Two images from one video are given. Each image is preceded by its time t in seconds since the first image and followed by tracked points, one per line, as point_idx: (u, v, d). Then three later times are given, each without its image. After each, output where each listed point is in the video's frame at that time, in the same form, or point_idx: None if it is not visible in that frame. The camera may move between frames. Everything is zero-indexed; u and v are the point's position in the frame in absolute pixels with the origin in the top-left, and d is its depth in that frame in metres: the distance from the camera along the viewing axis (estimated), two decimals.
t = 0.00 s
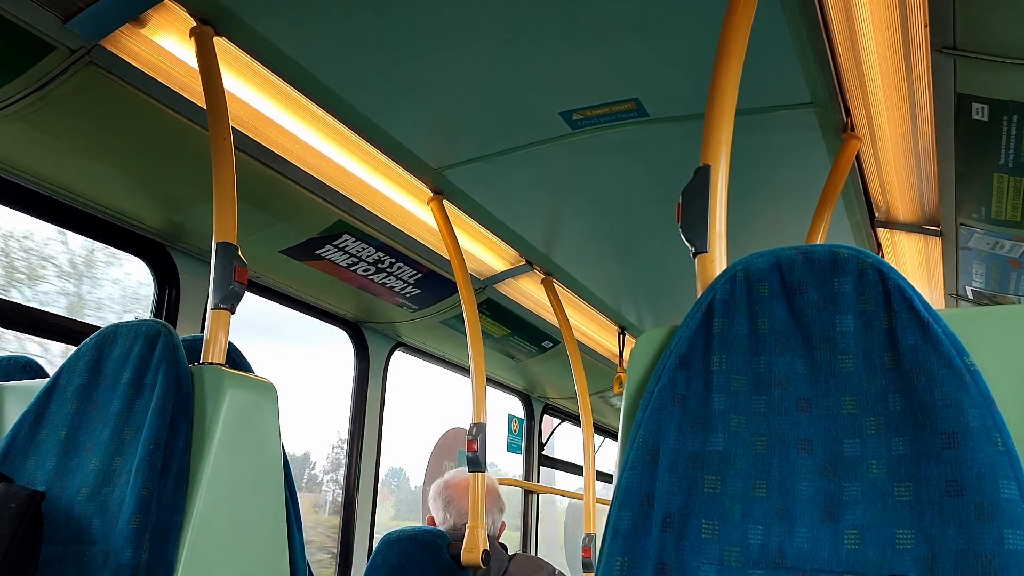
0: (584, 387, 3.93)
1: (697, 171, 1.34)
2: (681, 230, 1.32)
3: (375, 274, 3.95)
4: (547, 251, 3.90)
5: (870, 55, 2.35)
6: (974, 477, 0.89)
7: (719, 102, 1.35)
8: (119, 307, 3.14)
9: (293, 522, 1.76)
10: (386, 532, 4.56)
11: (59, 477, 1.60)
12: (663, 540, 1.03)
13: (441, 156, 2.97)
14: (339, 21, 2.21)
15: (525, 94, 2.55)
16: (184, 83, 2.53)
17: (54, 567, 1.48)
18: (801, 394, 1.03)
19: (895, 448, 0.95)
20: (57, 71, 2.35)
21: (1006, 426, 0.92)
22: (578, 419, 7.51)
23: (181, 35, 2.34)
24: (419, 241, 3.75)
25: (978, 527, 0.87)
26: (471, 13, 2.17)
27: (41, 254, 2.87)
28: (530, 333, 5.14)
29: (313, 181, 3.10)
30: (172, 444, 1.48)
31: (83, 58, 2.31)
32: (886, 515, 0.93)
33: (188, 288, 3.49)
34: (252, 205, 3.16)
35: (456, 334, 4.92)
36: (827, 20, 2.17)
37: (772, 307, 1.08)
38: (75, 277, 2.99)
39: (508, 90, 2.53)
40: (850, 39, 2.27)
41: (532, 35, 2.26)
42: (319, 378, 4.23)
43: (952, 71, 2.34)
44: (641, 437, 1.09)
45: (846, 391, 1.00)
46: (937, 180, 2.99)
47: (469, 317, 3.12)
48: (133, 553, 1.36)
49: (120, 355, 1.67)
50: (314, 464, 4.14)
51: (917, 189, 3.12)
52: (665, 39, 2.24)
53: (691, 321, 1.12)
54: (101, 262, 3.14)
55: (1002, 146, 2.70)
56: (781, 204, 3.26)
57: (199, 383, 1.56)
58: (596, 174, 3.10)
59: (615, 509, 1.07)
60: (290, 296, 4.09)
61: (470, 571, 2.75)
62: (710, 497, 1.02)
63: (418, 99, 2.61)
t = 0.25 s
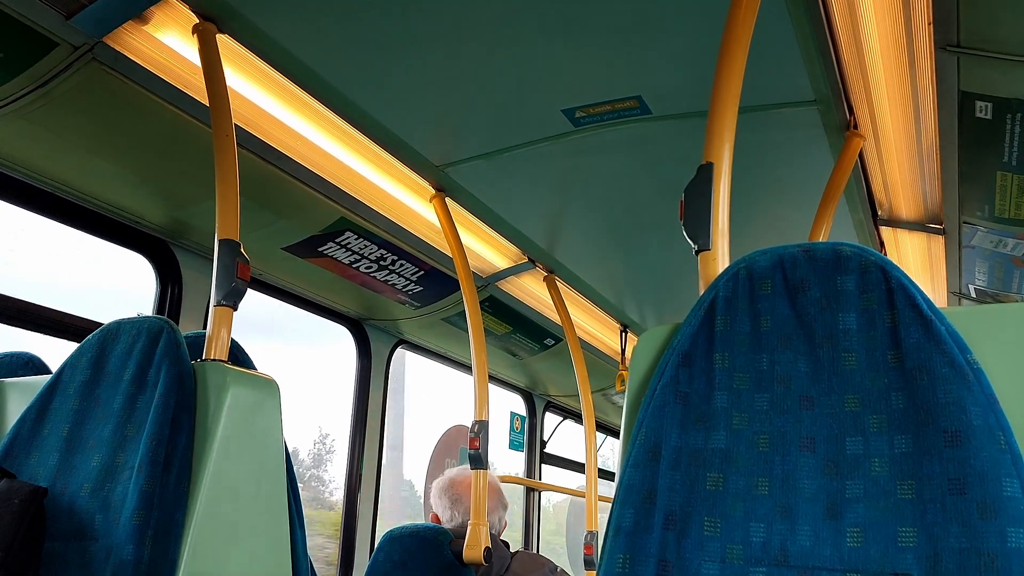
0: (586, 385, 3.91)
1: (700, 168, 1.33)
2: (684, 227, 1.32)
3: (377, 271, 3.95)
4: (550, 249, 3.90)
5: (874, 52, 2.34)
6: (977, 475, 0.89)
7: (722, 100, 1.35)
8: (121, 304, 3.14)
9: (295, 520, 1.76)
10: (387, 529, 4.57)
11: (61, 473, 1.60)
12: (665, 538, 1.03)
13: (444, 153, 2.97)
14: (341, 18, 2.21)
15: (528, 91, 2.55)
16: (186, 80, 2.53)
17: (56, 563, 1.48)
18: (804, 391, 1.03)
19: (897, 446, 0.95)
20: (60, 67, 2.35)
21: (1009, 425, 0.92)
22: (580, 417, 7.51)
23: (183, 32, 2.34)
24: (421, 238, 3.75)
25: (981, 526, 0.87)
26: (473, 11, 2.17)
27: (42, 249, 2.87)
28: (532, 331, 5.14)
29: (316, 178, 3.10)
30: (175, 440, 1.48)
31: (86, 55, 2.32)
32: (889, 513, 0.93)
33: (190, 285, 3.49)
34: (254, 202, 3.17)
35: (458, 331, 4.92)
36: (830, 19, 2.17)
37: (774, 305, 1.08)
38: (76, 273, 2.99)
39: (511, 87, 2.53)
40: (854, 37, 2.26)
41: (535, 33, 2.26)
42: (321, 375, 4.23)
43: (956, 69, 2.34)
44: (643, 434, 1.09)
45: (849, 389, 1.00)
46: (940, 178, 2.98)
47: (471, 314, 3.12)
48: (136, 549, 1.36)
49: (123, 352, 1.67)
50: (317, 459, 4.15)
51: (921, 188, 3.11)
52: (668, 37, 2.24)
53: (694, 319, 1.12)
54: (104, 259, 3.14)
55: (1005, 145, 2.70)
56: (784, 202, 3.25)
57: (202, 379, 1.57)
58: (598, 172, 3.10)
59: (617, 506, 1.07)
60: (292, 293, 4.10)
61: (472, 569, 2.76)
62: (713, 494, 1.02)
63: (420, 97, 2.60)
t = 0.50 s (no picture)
0: (587, 387, 3.88)
1: (701, 171, 1.34)
2: (684, 229, 1.33)
3: (378, 272, 3.96)
4: (551, 250, 3.90)
5: (875, 54, 2.34)
6: (976, 478, 0.89)
7: (724, 102, 1.35)
8: (122, 304, 3.15)
9: (295, 520, 1.76)
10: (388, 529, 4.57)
11: (62, 473, 1.61)
12: (664, 540, 1.03)
13: (446, 154, 2.97)
14: (343, 19, 2.21)
15: (529, 93, 2.55)
16: (188, 81, 2.54)
17: (55, 563, 1.49)
18: (803, 394, 1.03)
19: (896, 449, 0.95)
20: (62, 68, 2.35)
21: (1008, 428, 0.92)
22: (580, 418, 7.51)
23: (185, 33, 2.35)
24: (422, 239, 3.75)
25: (980, 529, 0.87)
26: (476, 12, 2.18)
27: (44, 249, 2.88)
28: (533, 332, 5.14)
29: (317, 179, 3.10)
30: (175, 441, 1.49)
31: (88, 55, 2.32)
32: (888, 516, 0.93)
33: (192, 285, 3.50)
34: (256, 202, 3.17)
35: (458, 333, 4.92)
36: (832, 21, 2.17)
37: (774, 308, 1.08)
38: (77, 273, 2.99)
39: (512, 89, 2.53)
40: (855, 39, 2.26)
41: (537, 34, 2.26)
42: (322, 375, 4.23)
43: (958, 72, 2.33)
44: (643, 436, 1.09)
45: (849, 391, 1.00)
46: (941, 181, 2.98)
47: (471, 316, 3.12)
48: (136, 549, 1.37)
49: (124, 352, 1.68)
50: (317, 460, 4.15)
51: (922, 191, 3.11)
52: (670, 39, 2.24)
53: (693, 321, 1.12)
54: (105, 259, 3.15)
55: (1007, 148, 2.69)
56: (786, 204, 3.25)
57: (202, 379, 1.57)
58: (600, 174, 3.11)
59: (616, 508, 1.07)
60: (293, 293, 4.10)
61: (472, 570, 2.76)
62: (712, 497, 1.02)
63: (422, 98, 2.61)
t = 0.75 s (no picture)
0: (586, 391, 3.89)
1: (698, 175, 1.34)
2: (681, 233, 1.33)
3: (377, 275, 3.96)
4: (549, 254, 3.90)
5: (873, 58, 2.35)
6: (972, 481, 0.89)
7: (721, 107, 1.35)
8: (121, 307, 3.15)
9: (292, 523, 1.76)
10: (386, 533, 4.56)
11: (60, 476, 1.60)
12: (661, 543, 1.03)
13: (444, 158, 2.98)
14: (342, 23, 2.22)
15: (528, 96, 2.56)
16: (187, 84, 2.54)
17: (53, 566, 1.49)
18: (800, 397, 1.03)
19: (892, 452, 0.95)
20: (62, 71, 2.35)
21: (1004, 431, 0.93)
22: (579, 421, 7.51)
23: (184, 36, 2.35)
24: (421, 243, 3.75)
25: (976, 531, 0.87)
26: (474, 16, 2.18)
27: (43, 252, 2.88)
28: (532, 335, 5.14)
29: (316, 182, 3.10)
30: (173, 444, 1.49)
31: (87, 59, 2.32)
32: (884, 519, 0.93)
33: (190, 288, 3.50)
34: (255, 205, 3.17)
35: (457, 336, 4.92)
36: (829, 24, 2.17)
37: (771, 311, 1.08)
38: (77, 276, 2.99)
39: (511, 92, 2.54)
40: (852, 43, 2.27)
41: (536, 38, 2.26)
42: (320, 378, 4.23)
43: (954, 76, 2.34)
44: (640, 439, 1.09)
45: (845, 394, 1.00)
46: (939, 184, 2.99)
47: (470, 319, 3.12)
48: (133, 552, 1.37)
49: (122, 355, 1.68)
50: (315, 463, 4.15)
51: (920, 194, 3.12)
52: (668, 42, 2.25)
53: (690, 324, 1.12)
54: (104, 262, 3.15)
55: (1004, 152, 2.70)
56: (784, 208, 3.26)
57: (201, 382, 1.57)
58: (598, 177, 3.11)
59: (613, 511, 1.07)
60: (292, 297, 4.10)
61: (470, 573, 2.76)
62: (709, 500, 1.03)
63: (421, 101, 2.61)
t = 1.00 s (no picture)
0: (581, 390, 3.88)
1: (694, 171, 1.34)
2: (678, 230, 1.32)
3: (373, 272, 3.95)
4: (546, 251, 3.90)
5: (868, 55, 2.35)
6: (968, 478, 0.89)
7: (717, 103, 1.35)
8: (115, 304, 3.13)
9: (287, 521, 1.76)
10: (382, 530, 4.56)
11: (53, 474, 1.60)
12: (657, 541, 1.03)
13: (440, 154, 2.97)
14: (338, 19, 2.21)
15: (524, 93, 2.55)
16: (181, 80, 2.53)
17: (47, 565, 1.48)
18: (796, 394, 1.02)
19: (888, 450, 0.95)
20: (55, 67, 2.34)
21: (1000, 428, 0.93)
22: (575, 418, 7.51)
23: (178, 32, 2.34)
24: (417, 239, 3.75)
25: (971, 529, 0.88)
26: (470, 12, 2.17)
27: (37, 250, 2.87)
28: (528, 332, 5.14)
29: (311, 179, 3.09)
30: (168, 441, 1.48)
31: (81, 54, 2.31)
32: (881, 516, 0.93)
33: (185, 286, 3.48)
34: (250, 202, 3.16)
35: (453, 333, 4.92)
36: (825, 21, 2.18)
37: (766, 307, 1.08)
38: (71, 273, 2.98)
39: (507, 88, 2.53)
40: (848, 40, 2.27)
41: (532, 34, 2.26)
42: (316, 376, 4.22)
43: (950, 72, 2.34)
44: (635, 437, 1.08)
45: (841, 391, 1.00)
46: (935, 181, 2.99)
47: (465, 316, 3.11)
48: (127, 551, 1.36)
49: (116, 352, 1.67)
50: (310, 461, 4.14)
51: (916, 191, 3.12)
52: (664, 39, 2.24)
53: (685, 321, 1.11)
54: (98, 259, 3.14)
55: (999, 149, 2.70)
56: (780, 205, 3.26)
57: (195, 380, 1.56)
58: (594, 174, 3.11)
59: (609, 509, 1.07)
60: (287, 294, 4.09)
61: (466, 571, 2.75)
62: (704, 497, 1.02)
63: (416, 98, 2.61)
